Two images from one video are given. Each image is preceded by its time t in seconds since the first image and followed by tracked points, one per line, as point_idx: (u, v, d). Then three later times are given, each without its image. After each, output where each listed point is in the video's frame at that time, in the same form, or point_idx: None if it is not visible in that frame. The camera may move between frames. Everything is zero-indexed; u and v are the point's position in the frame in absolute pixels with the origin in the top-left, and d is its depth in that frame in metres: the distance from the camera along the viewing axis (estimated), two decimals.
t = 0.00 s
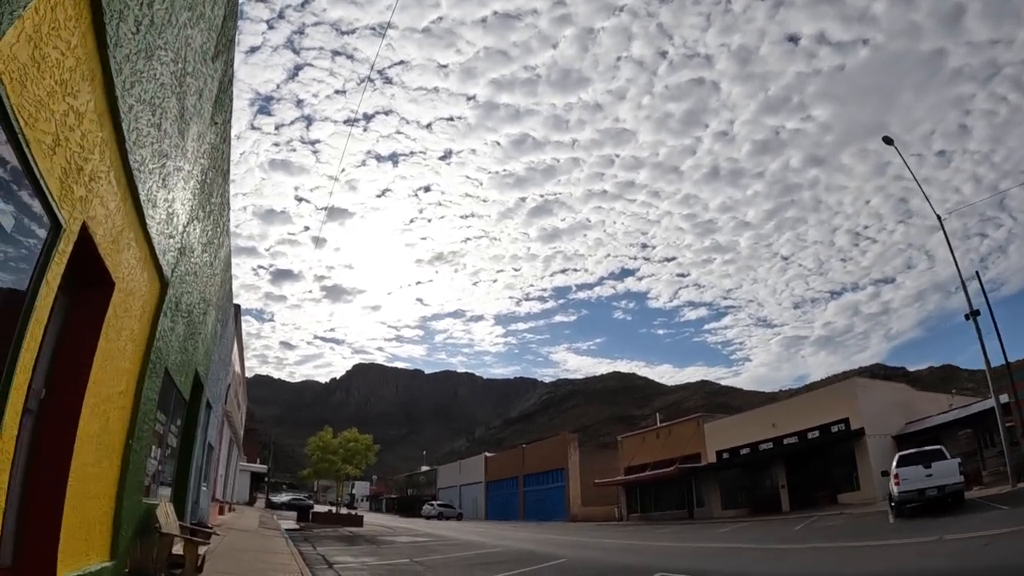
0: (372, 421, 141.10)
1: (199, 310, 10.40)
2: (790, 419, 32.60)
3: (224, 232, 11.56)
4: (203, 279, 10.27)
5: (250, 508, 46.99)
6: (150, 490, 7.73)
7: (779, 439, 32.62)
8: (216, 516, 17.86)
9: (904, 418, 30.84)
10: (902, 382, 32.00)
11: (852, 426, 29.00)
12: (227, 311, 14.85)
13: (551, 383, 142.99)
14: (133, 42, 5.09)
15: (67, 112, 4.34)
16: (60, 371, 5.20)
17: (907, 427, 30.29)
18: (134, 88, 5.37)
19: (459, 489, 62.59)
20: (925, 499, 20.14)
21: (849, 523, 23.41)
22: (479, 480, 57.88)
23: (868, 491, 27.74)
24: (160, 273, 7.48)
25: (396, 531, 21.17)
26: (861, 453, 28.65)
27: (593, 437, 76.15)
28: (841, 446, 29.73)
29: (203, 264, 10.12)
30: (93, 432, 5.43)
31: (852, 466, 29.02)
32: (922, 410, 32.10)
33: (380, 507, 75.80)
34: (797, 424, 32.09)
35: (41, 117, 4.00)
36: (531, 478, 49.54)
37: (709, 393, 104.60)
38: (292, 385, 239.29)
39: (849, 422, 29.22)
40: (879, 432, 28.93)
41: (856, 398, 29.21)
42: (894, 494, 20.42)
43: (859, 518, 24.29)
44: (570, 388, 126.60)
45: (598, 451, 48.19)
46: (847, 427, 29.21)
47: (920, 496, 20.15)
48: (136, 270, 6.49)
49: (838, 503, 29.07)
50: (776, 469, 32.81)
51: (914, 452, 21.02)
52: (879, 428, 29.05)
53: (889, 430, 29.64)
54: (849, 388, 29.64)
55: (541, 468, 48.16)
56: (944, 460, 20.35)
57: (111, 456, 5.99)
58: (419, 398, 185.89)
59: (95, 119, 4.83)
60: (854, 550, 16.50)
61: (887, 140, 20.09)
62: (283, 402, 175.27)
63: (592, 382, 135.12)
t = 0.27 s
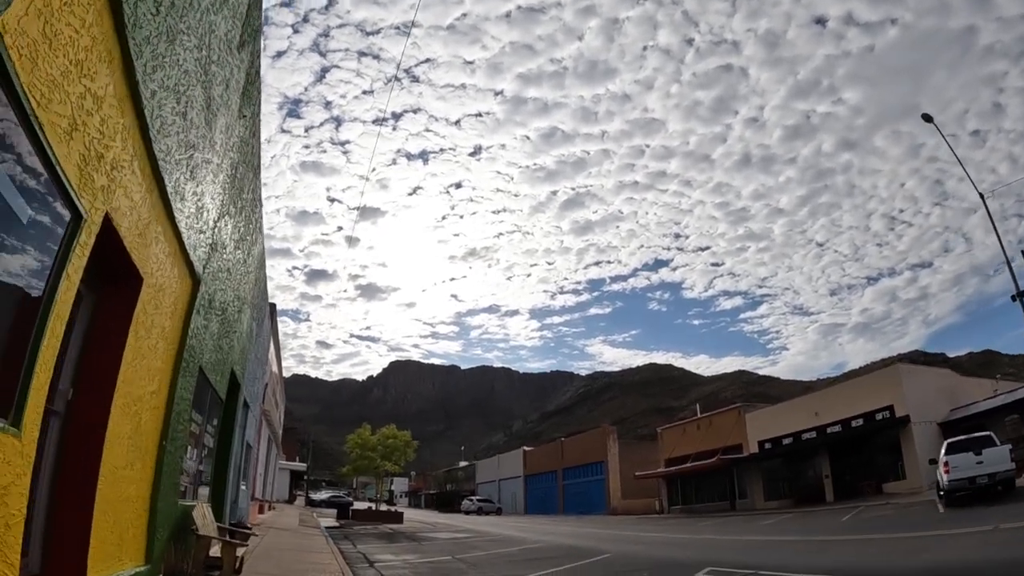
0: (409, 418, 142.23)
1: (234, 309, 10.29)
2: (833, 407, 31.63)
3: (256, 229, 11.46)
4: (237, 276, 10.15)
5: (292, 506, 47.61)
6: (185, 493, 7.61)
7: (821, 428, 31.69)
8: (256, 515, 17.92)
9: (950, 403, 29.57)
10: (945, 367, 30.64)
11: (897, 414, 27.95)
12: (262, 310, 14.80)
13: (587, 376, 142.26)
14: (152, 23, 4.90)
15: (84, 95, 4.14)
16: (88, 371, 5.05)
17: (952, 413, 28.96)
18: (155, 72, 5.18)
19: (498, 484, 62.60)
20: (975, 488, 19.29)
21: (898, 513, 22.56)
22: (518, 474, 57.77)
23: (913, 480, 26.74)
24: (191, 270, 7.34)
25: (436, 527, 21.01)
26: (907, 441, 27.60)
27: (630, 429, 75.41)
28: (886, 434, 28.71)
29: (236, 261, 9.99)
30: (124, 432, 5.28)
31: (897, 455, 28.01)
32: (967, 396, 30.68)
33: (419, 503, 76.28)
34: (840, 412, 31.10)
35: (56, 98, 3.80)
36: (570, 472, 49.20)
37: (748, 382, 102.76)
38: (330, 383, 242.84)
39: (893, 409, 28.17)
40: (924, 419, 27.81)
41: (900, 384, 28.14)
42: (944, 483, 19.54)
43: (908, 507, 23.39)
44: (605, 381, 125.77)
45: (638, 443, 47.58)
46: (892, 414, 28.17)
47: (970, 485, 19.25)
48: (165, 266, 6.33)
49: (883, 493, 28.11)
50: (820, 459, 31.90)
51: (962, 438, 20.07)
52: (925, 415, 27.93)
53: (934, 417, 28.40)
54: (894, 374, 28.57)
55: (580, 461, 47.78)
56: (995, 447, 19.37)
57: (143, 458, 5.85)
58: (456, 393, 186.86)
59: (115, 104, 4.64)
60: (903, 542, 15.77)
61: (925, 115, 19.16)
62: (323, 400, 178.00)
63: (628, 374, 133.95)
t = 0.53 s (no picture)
0: (441, 418, 142.90)
1: (263, 307, 10.17)
2: (872, 401, 30.68)
3: (285, 227, 11.35)
4: (265, 274, 10.00)
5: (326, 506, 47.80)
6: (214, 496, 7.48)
7: (861, 422, 30.81)
8: (289, 516, 17.92)
9: (991, 395, 28.19)
10: (983, 356, 29.18)
11: (938, 407, 26.98)
12: (293, 310, 14.74)
13: (619, 374, 141.24)
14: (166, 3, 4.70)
15: (96, 77, 3.95)
16: (109, 370, 4.89)
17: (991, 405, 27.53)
18: (171, 57, 5.01)
19: (532, 483, 62.35)
20: (1023, 481, 18.38)
21: (941, 508, 21.70)
22: (552, 473, 57.44)
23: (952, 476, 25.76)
24: (218, 266, 7.19)
25: (470, 527, 20.78)
26: (947, 435, 26.63)
27: (664, 426, 74.60)
28: (926, 428, 27.75)
29: (264, 259, 9.85)
30: (147, 434, 5.11)
31: (937, 449, 27.03)
32: (1008, 385, 29.12)
33: (453, 502, 76.56)
34: (880, 406, 30.14)
35: (65, 78, 3.60)
36: (604, 469, 48.71)
37: (784, 377, 100.89)
38: (363, 384, 245.36)
39: (934, 402, 27.21)
40: (966, 412, 26.76)
41: (941, 376, 27.17)
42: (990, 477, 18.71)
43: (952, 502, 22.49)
44: (637, 378, 124.57)
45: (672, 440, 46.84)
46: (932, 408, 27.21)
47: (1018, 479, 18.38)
48: (189, 262, 6.17)
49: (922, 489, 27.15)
50: (859, 454, 31.02)
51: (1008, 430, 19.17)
52: (966, 407, 26.89)
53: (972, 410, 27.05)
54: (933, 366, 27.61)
55: (614, 459, 47.26)
56: None
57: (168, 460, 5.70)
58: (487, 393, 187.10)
59: (129, 90, 4.45)
60: (952, 538, 15.05)
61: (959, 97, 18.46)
62: (356, 402, 180.19)
63: (661, 371, 132.54)
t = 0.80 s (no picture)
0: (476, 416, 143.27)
1: (295, 306, 10.04)
2: (916, 392, 29.26)
3: (315, 225, 11.22)
4: (296, 273, 9.87)
5: (364, 505, 48.06)
6: (246, 499, 7.36)
7: (904, 414, 29.46)
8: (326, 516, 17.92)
9: None
10: None
11: (982, 398, 25.84)
12: (326, 309, 14.66)
13: (653, 369, 139.76)
14: None
15: (106, 61, 3.76)
16: (131, 372, 4.74)
17: None
18: (188, 44, 4.82)
19: (568, 480, 61.98)
20: None
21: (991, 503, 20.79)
22: (589, 470, 57.01)
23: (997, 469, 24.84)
24: (246, 264, 7.04)
25: (507, 526, 20.54)
26: (992, 428, 25.55)
27: (701, 422, 73.49)
28: (970, 420, 26.66)
29: (295, 257, 9.71)
30: (172, 436, 4.96)
31: (981, 442, 26.03)
32: None
33: (490, 500, 76.64)
34: (925, 397, 28.68)
35: (72, 61, 3.42)
36: (641, 466, 48.06)
37: (824, 370, 98.63)
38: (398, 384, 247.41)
39: (977, 393, 26.05)
40: (1012, 403, 25.59)
41: (984, 366, 26.00)
42: None
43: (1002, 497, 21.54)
44: (673, 373, 123.13)
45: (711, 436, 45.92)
46: (975, 400, 26.07)
47: None
48: (215, 259, 6.01)
49: (967, 483, 26.23)
50: (901, 448, 30.02)
51: None
52: (1012, 398, 25.71)
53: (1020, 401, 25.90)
54: (976, 355, 26.46)
55: (651, 455, 46.60)
56: None
57: (196, 463, 5.56)
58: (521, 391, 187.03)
59: (143, 78, 4.26)
60: (1009, 535, 14.28)
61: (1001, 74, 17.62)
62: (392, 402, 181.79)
63: (696, 366, 130.76)
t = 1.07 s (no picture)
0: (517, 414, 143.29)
1: (335, 304, 9.87)
2: (966, 377, 28.05)
3: (353, 222, 11.03)
4: (335, 271, 9.68)
5: (411, 505, 48.37)
6: (289, 502, 7.19)
7: (954, 401, 28.33)
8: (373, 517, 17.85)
9: None
10: None
11: None
12: (367, 309, 14.52)
13: (695, 363, 137.68)
14: None
15: (124, 41, 3.54)
16: (163, 371, 4.56)
17: None
18: (212, 26, 4.59)
19: (614, 476, 61.39)
20: None
21: None
22: (634, 466, 56.33)
23: None
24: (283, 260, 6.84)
25: (554, 524, 20.19)
26: None
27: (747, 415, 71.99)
28: None
29: (333, 254, 9.51)
30: (208, 437, 4.77)
31: None
32: None
33: (535, 498, 76.50)
34: (975, 383, 27.48)
35: (87, 37, 3.18)
36: (687, 461, 47.10)
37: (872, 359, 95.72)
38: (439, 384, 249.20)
39: None
40: None
41: None
42: None
43: None
44: (715, 365, 121.17)
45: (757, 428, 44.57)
46: None
47: None
48: (251, 254, 5.80)
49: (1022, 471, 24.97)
50: (954, 436, 28.72)
51: None
52: None
53: None
54: None
55: (697, 449, 45.66)
56: None
57: (235, 465, 5.37)
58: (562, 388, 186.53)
59: (166, 60, 4.04)
60: None
61: None
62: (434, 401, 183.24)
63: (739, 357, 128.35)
